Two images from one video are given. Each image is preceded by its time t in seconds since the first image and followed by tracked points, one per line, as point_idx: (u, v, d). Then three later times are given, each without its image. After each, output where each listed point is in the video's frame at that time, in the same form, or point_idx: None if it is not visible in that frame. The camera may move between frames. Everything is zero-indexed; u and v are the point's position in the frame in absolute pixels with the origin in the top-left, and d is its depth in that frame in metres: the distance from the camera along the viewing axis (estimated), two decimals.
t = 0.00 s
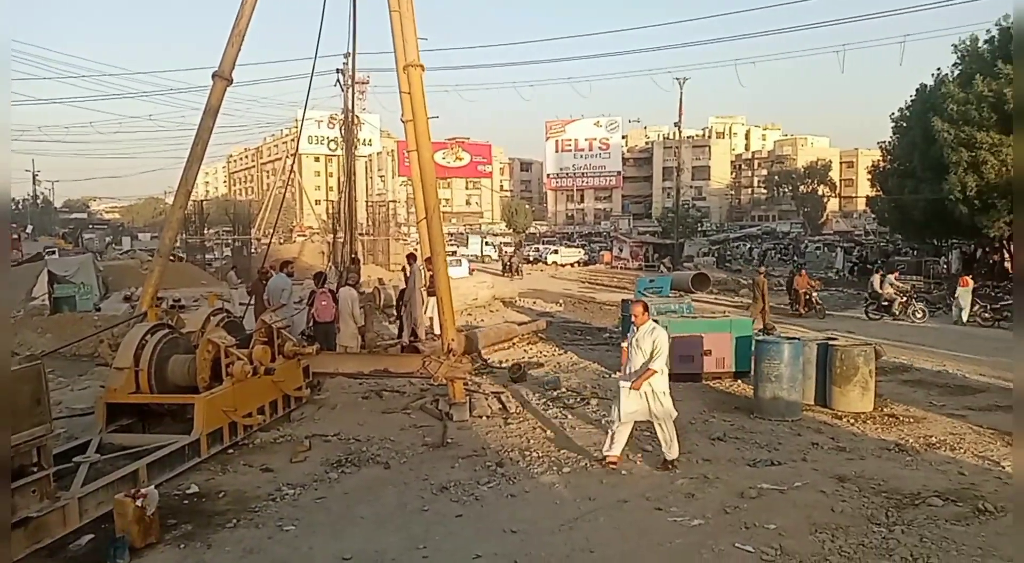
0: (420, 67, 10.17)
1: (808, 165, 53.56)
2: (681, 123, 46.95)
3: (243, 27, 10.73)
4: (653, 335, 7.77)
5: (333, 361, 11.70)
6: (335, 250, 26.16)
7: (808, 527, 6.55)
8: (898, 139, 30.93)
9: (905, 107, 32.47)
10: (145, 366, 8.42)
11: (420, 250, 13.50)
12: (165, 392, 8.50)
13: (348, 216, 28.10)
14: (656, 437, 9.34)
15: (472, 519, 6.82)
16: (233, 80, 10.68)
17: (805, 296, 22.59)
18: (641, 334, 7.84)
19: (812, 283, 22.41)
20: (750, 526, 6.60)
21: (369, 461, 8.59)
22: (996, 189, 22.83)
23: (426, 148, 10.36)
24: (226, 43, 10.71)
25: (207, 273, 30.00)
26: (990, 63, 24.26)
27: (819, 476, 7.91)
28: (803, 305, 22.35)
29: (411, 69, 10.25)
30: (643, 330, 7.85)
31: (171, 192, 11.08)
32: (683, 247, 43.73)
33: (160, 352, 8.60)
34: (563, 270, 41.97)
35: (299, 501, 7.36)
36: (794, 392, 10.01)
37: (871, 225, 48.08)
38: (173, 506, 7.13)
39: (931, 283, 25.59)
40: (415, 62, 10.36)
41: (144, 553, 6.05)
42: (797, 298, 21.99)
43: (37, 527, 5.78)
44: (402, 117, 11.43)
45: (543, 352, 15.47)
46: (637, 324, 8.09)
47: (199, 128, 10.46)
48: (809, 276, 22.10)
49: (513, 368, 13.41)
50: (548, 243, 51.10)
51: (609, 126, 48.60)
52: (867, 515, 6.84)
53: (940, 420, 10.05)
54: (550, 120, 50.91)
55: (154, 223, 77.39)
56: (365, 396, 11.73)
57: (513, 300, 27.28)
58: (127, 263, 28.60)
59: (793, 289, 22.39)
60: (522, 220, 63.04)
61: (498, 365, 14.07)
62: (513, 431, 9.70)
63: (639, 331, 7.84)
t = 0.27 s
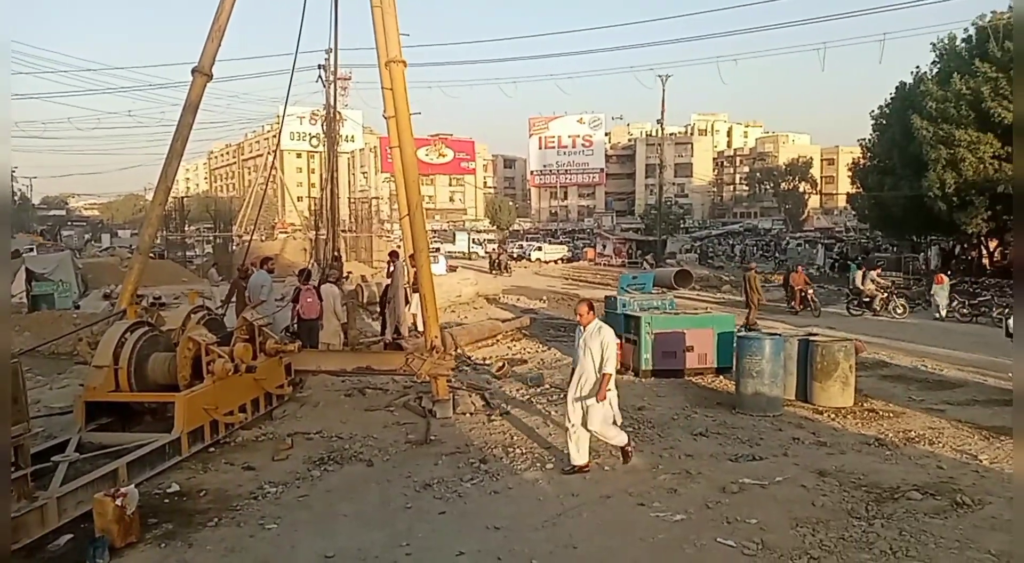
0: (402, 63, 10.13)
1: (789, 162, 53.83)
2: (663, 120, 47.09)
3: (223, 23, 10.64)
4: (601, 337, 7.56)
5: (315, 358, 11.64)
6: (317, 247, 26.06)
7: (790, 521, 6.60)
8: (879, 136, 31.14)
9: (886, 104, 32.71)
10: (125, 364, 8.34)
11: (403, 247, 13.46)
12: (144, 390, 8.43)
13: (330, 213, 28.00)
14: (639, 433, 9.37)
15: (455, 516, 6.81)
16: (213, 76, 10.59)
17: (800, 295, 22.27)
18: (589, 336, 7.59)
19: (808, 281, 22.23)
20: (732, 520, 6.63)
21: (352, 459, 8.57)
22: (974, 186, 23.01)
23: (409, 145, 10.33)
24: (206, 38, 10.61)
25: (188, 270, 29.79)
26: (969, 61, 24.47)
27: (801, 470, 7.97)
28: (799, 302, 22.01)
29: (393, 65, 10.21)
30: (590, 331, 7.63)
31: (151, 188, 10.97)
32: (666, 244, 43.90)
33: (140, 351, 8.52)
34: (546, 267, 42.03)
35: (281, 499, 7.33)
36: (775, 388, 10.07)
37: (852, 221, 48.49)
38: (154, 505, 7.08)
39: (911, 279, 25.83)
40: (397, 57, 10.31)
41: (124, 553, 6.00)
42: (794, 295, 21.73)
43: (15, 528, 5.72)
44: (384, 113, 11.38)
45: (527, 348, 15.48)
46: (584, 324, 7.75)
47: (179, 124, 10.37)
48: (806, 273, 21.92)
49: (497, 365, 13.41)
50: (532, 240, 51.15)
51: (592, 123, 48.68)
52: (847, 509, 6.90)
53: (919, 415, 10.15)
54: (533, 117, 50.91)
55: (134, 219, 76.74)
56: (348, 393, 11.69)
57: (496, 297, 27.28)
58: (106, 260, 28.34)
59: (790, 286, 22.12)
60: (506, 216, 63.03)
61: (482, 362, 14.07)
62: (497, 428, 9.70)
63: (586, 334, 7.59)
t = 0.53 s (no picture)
0: (390, 63, 10.13)
1: (776, 163, 54.11)
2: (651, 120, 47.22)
3: (210, 23, 10.62)
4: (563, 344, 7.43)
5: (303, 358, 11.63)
6: (305, 248, 26.04)
7: (774, 519, 6.65)
8: (863, 137, 31.36)
9: (870, 105, 32.95)
10: (111, 365, 8.31)
11: (391, 248, 13.48)
12: (130, 392, 8.41)
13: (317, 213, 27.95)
14: (626, 431, 9.42)
15: (442, 516, 6.83)
16: (200, 76, 10.57)
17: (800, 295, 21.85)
18: (551, 341, 7.48)
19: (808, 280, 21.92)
20: (717, 519, 6.68)
21: (340, 460, 8.57)
22: (957, 186, 23.19)
23: (396, 145, 10.33)
24: (192, 38, 10.58)
25: (175, 270, 29.68)
26: (952, 62, 24.69)
27: (786, 468, 8.03)
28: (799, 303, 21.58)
29: (380, 65, 10.21)
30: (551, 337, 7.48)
31: (137, 189, 10.93)
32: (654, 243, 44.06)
33: (126, 352, 8.49)
34: (535, 267, 42.11)
35: (268, 499, 7.33)
36: (761, 386, 10.13)
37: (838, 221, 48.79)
38: (140, 506, 7.07)
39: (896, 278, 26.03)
40: (385, 57, 10.31)
41: (109, 555, 5.99)
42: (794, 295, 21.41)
43: None
44: (372, 113, 11.38)
45: (515, 348, 15.52)
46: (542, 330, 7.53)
47: (166, 124, 10.34)
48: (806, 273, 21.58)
49: (485, 365, 13.44)
50: (520, 240, 51.22)
51: (580, 123, 48.79)
52: (831, 507, 6.96)
53: (904, 413, 10.24)
54: (522, 117, 50.97)
55: (120, 219, 76.33)
56: (336, 394, 11.69)
57: (485, 297, 27.32)
58: (93, 261, 28.20)
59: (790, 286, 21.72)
60: (494, 216, 63.10)
61: (470, 362, 14.10)
62: (485, 428, 9.72)
63: (548, 338, 7.46)
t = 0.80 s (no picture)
0: (368, 60, 10.05)
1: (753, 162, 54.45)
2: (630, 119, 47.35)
3: (185, 18, 10.49)
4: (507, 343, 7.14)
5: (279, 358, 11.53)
6: (282, 246, 25.84)
7: (752, 517, 6.67)
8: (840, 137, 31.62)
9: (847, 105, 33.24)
10: (83, 365, 8.18)
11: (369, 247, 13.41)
12: (103, 392, 8.28)
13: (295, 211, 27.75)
14: (605, 430, 9.42)
15: (420, 516, 6.79)
16: (175, 72, 10.43)
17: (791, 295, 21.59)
18: (498, 342, 7.12)
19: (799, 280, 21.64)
20: (695, 517, 6.68)
21: (317, 460, 8.50)
22: (932, 186, 23.41)
23: (374, 142, 10.26)
24: (167, 33, 10.45)
25: (150, 269, 29.32)
26: (927, 64, 24.98)
27: (764, 466, 8.06)
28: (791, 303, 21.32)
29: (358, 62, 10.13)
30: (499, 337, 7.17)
31: (111, 186, 10.78)
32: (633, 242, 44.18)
33: (98, 352, 8.36)
34: (514, 266, 42.07)
35: (244, 500, 7.25)
36: (739, 385, 10.16)
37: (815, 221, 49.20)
38: (113, 508, 6.96)
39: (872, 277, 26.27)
40: (363, 54, 10.23)
41: (81, 558, 5.88)
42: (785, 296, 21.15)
43: None
44: (350, 111, 11.30)
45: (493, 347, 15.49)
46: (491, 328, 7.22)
47: (140, 120, 10.20)
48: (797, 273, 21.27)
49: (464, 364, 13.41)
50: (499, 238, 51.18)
51: (559, 122, 48.81)
52: (808, 504, 7.00)
53: (880, 411, 10.32)
54: (501, 115, 50.92)
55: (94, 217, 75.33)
56: (313, 393, 11.60)
57: (463, 295, 27.23)
58: (66, 259, 27.80)
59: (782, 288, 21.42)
60: (474, 215, 62.98)
61: (448, 361, 14.05)
62: (463, 427, 9.68)
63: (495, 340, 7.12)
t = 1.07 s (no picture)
0: (341, 58, 9.98)
1: (726, 163, 54.86)
2: (605, 119, 47.49)
3: (155, 13, 10.35)
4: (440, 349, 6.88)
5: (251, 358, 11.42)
6: (254, 245, 25.63)
7: (723, 514, 6.72)
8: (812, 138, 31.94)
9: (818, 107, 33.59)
10: (50, 365, 8.06)
11: (343, 245, 13.33)
12: (70, 392, 8.16)
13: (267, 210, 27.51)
14: (579, 429, 9.45)
15: (393, 516, 6.76)
16: (145, 68, 10.30)
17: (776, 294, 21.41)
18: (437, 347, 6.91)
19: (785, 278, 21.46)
20: (667, 515, 6.72)
21: (289, 460, 8.44)
22: (901, 187, 23.70)
23: (347, 141, 10.18)
24: (137, 29, 10.31)
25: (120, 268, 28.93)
26: (896, 67, 25.32)
27: (735, 464, 8.12)
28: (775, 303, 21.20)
29: (331, 60, 10.05)
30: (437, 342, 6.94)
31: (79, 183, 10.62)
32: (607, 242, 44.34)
33: (65, 352, 8.24)
34: (489, 265, 42.05)
35: (214, 502, 7.17)
36: (711, 383, 10.24)
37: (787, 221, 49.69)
38: (79, 510, 6.85)
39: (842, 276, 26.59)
40: (337, 52, 10.15)
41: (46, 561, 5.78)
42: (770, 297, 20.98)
43: None
44: (324, 109, 11.22)
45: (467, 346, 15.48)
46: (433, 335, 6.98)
47: (108, 117, 10.05)
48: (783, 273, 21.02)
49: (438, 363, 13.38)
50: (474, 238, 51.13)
51: (535, 122, 48.86)
52: (779, 501, 7.06)
53: (849, 409, 10.45)
54: (476, 115, 50.87)
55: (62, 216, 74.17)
56: (285, 393, 11.50)
57: (438, 295, 27.17)
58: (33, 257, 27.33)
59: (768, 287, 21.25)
60: (449, 214, 62.87)
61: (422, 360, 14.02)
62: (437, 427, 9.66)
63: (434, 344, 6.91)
